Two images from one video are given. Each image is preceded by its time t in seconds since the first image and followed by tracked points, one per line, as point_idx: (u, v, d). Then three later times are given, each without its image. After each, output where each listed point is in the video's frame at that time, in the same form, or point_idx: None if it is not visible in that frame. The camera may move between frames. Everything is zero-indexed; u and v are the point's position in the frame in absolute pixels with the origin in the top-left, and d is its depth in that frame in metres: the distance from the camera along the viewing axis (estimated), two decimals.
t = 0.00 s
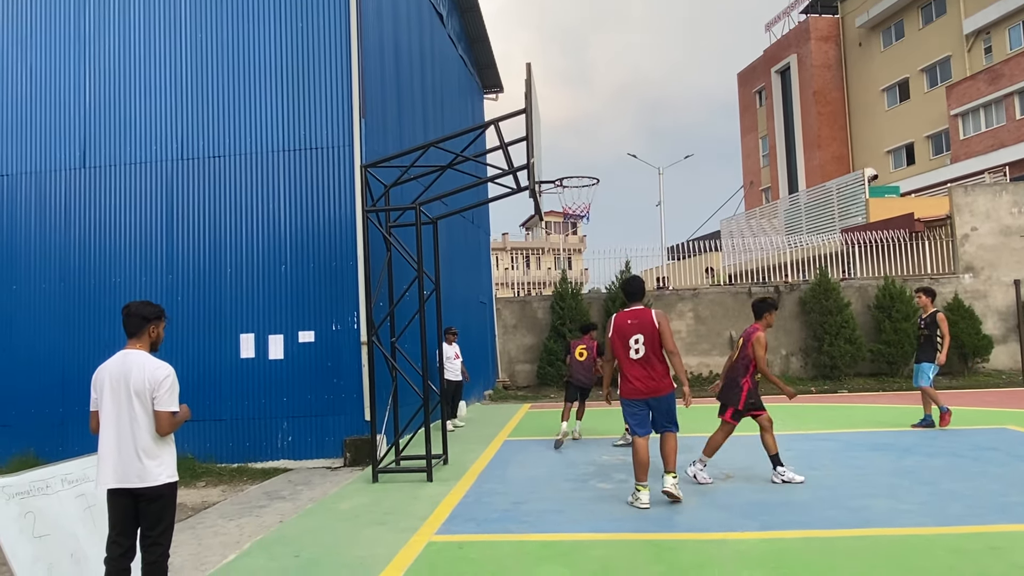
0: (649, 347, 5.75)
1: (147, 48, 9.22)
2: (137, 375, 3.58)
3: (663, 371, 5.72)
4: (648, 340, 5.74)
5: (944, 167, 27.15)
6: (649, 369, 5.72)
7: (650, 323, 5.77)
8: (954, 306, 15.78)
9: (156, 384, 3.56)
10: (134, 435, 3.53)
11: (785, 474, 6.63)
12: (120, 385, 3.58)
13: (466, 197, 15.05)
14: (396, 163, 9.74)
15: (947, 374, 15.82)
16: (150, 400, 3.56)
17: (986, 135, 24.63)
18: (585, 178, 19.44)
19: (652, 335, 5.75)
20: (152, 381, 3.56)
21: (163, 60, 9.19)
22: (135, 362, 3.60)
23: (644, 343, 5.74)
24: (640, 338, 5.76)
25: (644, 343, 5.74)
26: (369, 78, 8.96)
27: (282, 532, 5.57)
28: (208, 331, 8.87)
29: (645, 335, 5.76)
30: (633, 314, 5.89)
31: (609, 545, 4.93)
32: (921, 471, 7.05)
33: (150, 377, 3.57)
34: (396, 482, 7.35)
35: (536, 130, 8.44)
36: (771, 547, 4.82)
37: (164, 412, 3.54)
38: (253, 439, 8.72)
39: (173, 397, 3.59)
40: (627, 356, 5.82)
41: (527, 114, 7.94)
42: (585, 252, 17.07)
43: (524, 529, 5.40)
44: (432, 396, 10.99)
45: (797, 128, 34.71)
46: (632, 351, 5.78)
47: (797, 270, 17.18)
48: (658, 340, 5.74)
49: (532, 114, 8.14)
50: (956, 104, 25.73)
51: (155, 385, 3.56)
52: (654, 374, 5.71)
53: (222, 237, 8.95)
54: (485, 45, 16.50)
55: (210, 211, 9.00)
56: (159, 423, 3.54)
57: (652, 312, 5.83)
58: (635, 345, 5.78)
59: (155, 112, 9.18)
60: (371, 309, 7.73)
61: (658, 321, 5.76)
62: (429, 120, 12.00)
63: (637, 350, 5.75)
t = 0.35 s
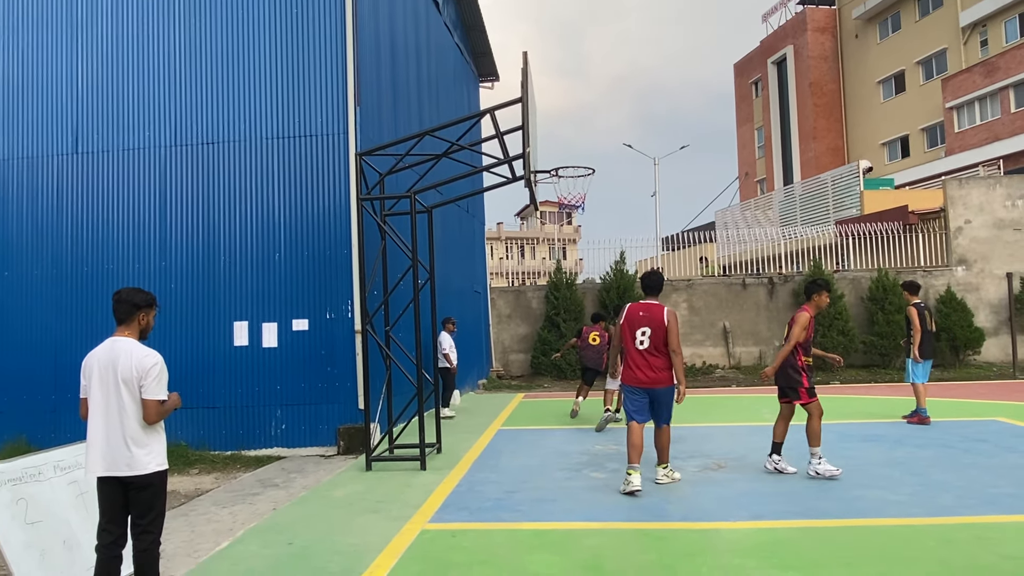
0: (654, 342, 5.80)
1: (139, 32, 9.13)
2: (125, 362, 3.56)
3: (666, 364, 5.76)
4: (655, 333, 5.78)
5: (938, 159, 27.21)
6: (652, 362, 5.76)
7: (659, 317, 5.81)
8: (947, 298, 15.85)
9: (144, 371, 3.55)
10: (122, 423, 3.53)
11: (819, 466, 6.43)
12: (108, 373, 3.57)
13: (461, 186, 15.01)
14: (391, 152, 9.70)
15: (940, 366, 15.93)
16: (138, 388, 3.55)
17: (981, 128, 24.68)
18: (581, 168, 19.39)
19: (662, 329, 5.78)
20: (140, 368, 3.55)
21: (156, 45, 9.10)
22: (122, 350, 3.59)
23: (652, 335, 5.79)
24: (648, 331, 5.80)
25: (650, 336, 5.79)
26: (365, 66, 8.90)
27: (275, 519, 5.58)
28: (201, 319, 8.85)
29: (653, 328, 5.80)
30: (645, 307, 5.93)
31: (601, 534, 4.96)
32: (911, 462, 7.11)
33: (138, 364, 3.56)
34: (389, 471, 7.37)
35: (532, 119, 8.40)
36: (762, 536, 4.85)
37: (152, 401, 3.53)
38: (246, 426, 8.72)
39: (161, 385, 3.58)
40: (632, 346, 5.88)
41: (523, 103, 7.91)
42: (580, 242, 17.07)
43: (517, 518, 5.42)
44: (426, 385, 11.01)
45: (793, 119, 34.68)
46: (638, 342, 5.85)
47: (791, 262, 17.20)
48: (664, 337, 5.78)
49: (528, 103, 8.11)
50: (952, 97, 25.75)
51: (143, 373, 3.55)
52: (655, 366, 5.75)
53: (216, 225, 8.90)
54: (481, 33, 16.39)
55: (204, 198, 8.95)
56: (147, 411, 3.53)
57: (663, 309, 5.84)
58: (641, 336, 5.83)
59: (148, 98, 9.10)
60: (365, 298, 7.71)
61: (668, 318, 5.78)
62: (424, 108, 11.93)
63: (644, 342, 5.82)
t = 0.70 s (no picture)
0: (661, 328, 6.20)
1: (121, 13, 8.98)
2: (106, 349, 3.53)
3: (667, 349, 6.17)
4: (658, 319, 6.17)
5: (923, 151, 27.45)
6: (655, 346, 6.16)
7: (663, 303, 6.19)
8: (929, 289, 16.04)
9: (125, 358, 3.51)
10: (104, 410, 3.50)
11: (840, 457, 6.40)
12: (90, 359, 3.54)
13: (448, 173, 14.96)
14: (378, 138, 9.63)
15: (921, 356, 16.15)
16: (120, 375, 3.52)
17: (966, 120, 24.90)
18: (569, 156, 19.36)
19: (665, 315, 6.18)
20: (121, 355, 3.52)
21: (138, 27, 8.95)
22: (104, 336, 3.56)
23: (655, 321, 6.18)
24: (652, 317, 6.19)
25: (654, 321, 6.19)
26: (351, 51, 8.81)
27: (260, 506, 5.58)
28: (185, 306, 8.78)
29: (656, 314, 6.19)
30: (650, 293, 6.30)
31: (587, 521, 5.01)
32: (892, 450, 7.22)
33: (119, 351, 3.52)
34: (375, 457, 7.38)
35: (520, 106, 8.36)
36: (745, 524, 4.92)
37: (134, 387, 3.50)
38: (231, 413, 8.68)
39: (143, 372, 3.55)
40: (636, 331, 6.28)
41: (511, 90, 7.87)
42: (567, 231, 17.08)
43: (503, 505, 5.46)
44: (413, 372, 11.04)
45: (780, 109, 34.79)
46: (642, 327, 6.23)
47: (776, 252, 17.32)
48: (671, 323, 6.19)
49: (517, 90, 8.08)
50: (937, 88, 25.93)
51: (124, 359, 3.51)
52: (656, 351, 6.15)
53: (199, 211, 8.82)
54: (469, 18, 16.27)
55: (188, 183, 8.85)
56: (129, 399, 3.50)
57: (670, 296, 6.21)
58: (646, 321, 6.22)
59: (130, 80, 8.96)
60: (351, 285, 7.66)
61: (675, 307, 6.18)
62: (412, 93, 11.84)
63: (647, 327, 6.21)
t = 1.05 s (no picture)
0: (655, 316, 6.32)
1: None
2: (80, 336, 3.49)
3: (664, 336, 6.30)
4: (652, 308, 6.31)
5: (899, 142, 27.84)
6: (651, 335, 6.30)
7: (654, 292, 6.33)
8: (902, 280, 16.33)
9: (99, 345, 3.48)
10: (78, 398, 3.47)
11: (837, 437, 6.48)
12: (63, 347, 3.50)
13: (428, 161, 14.87)
14: (357, 124, 9.55)
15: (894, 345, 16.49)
16: (94, 362, 3.49)
17: (940, 112, 25.29)
18: (549, 145, 19.33)
19: (658, 304, 6.31)
20: (95, 342, 3.48)
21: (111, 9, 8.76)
22: (77, 323, 3.51)
23: (649, 310, 6.33)
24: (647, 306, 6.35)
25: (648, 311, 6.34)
26: (330, 35, 8.72)
27: (237, 494, 5.57)
28: (161, 293, 8.67)
29: (648, 304, 6.35)
30: (644, 284, 6.45)
31: (565, 508, 5.07)
32: (864, 438, 7.38)
33: (93, 338, 3.48)
34: (353, 446, 7.38)
35: (501, 94, 8.34)
36: (720, 510, 5.01)
37: (109, 374, 3.47)
38: (208, 401, 8.62)
39: (118, 359, 3.52)
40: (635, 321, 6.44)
41: (492, 77, 7.85)
42: (547, 220, 17.10)
43: (481, 493, 5.50)
44: (392, 360, 11.03)
45: (759, 100, 35.03)
46: (639, 318, 6.39)
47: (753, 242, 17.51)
48: (663, 309, 6.29)
49: (497, 77, 8.06)
50: (913, 80, 26.27)
51: (99, 346, 3.48)
52: (653, 339, 6.29)
53: (175, 196, 8.69)
54: (449, 3, 16.12)
55: (163, 168, 8.72)
56: (104, 386, 3.47)
57: (662, 285, 6.35)
58: (642, 312, 6.38)
59: (104, 64, 8.78)
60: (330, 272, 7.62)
61: (666, 294, 6.27)
62: (392, 78, 11.74)
63: (643, 316, 6.37)
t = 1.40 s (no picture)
0: (651, 302, 6.53)
1: None
2: (53, 323, 3.44)
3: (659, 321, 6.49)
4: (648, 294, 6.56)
5: (875, 135, 28.21)
6: (649, 321, 6.54)
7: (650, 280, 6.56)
8: (876, 271, 16.60)
9: (73, 333, 3.43)
10: (50, 386, 3.43)
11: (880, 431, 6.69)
12: (36, 334, 3.45)
13: (407, 149, 14.77)
14: (335, 111, 9.46)
15: (867, 335, 16.81)
16: (68, 350, 3.44)
17: (916, 105, 25.65)
18: (529, 135, 19.30)
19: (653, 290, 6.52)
20: (69, 330, 3.43)
21: None
22: (51, 311, 3.46)
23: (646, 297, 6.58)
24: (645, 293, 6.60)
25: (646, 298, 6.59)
26: (307, 21, 8.61)
27: (213, 484, 5.54)
28: (135, 281, 8.55)
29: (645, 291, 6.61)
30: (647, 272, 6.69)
31: (544, 497, 5.11)
32: (838, 426, 7.52)
33: (67, 326, 3.43)
34: (331, 436, 7.36)
35: (481, 82, 8.31)
36: (696, 498, 5.09)
37: (83, 363, 3.43)
38: (183, 391, 8.53)
39: (93, 347, 3.47)
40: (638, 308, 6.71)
41: (471, 66, 7.81)
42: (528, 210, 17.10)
43: (460, 482, 5.53)
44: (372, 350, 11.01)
45: (738, 92, 35.24)
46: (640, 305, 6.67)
47: (730, 232, 17.68)
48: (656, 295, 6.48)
49: (477, 65, 8.02)
50: (890, 73, 26.58)
51: (73, 334, 3.43)
52: (649, 325, 6.53)
53: (149, 184, 8.56)
54: None
55: (137, 154, 8.57)
56: (77, 374, 3.43)
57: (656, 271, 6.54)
58: (642, 299, 6.65)
59: (74, 47, 8.59)
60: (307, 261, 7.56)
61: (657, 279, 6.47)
62: (370, 65, 11.63)
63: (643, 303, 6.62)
